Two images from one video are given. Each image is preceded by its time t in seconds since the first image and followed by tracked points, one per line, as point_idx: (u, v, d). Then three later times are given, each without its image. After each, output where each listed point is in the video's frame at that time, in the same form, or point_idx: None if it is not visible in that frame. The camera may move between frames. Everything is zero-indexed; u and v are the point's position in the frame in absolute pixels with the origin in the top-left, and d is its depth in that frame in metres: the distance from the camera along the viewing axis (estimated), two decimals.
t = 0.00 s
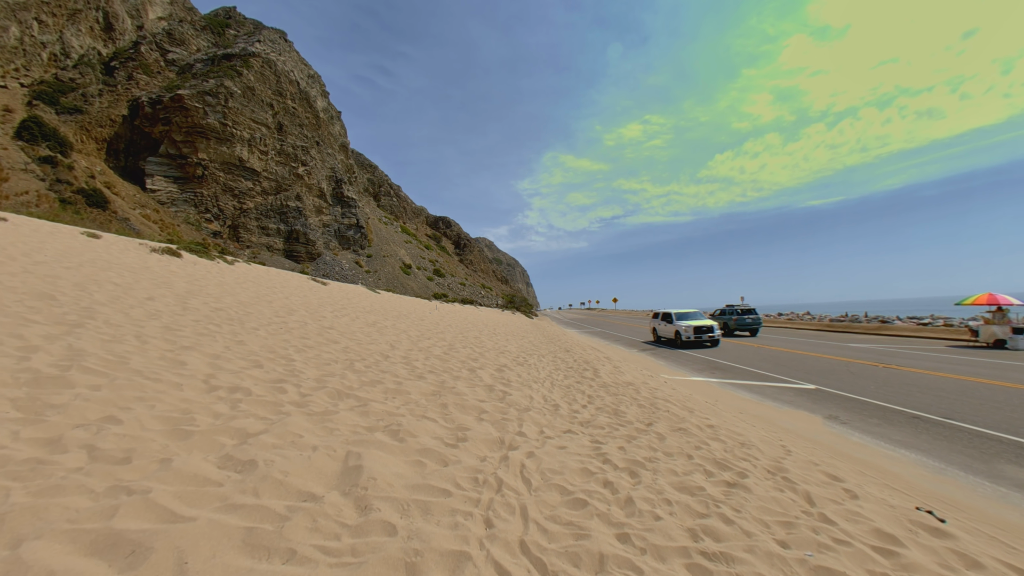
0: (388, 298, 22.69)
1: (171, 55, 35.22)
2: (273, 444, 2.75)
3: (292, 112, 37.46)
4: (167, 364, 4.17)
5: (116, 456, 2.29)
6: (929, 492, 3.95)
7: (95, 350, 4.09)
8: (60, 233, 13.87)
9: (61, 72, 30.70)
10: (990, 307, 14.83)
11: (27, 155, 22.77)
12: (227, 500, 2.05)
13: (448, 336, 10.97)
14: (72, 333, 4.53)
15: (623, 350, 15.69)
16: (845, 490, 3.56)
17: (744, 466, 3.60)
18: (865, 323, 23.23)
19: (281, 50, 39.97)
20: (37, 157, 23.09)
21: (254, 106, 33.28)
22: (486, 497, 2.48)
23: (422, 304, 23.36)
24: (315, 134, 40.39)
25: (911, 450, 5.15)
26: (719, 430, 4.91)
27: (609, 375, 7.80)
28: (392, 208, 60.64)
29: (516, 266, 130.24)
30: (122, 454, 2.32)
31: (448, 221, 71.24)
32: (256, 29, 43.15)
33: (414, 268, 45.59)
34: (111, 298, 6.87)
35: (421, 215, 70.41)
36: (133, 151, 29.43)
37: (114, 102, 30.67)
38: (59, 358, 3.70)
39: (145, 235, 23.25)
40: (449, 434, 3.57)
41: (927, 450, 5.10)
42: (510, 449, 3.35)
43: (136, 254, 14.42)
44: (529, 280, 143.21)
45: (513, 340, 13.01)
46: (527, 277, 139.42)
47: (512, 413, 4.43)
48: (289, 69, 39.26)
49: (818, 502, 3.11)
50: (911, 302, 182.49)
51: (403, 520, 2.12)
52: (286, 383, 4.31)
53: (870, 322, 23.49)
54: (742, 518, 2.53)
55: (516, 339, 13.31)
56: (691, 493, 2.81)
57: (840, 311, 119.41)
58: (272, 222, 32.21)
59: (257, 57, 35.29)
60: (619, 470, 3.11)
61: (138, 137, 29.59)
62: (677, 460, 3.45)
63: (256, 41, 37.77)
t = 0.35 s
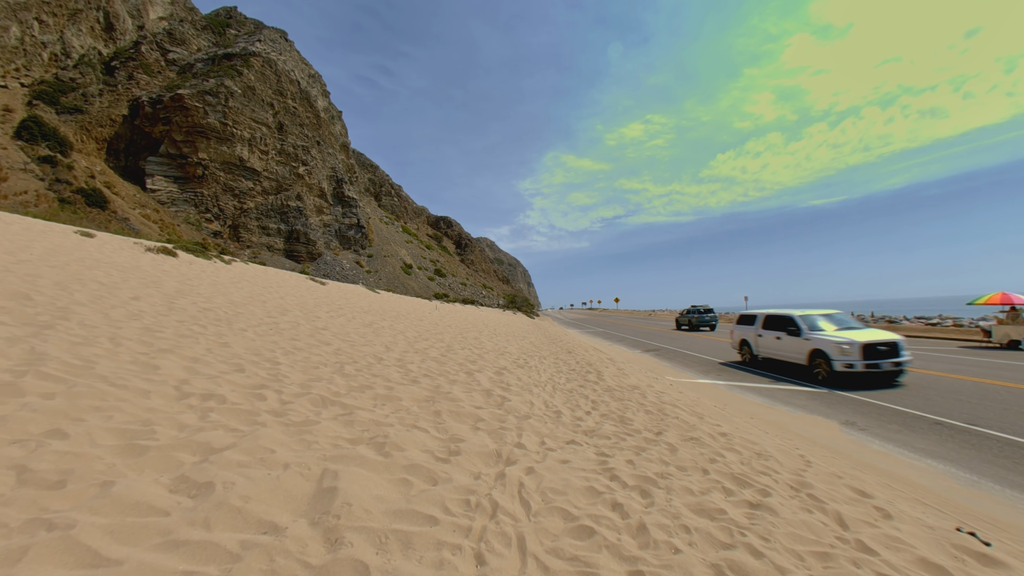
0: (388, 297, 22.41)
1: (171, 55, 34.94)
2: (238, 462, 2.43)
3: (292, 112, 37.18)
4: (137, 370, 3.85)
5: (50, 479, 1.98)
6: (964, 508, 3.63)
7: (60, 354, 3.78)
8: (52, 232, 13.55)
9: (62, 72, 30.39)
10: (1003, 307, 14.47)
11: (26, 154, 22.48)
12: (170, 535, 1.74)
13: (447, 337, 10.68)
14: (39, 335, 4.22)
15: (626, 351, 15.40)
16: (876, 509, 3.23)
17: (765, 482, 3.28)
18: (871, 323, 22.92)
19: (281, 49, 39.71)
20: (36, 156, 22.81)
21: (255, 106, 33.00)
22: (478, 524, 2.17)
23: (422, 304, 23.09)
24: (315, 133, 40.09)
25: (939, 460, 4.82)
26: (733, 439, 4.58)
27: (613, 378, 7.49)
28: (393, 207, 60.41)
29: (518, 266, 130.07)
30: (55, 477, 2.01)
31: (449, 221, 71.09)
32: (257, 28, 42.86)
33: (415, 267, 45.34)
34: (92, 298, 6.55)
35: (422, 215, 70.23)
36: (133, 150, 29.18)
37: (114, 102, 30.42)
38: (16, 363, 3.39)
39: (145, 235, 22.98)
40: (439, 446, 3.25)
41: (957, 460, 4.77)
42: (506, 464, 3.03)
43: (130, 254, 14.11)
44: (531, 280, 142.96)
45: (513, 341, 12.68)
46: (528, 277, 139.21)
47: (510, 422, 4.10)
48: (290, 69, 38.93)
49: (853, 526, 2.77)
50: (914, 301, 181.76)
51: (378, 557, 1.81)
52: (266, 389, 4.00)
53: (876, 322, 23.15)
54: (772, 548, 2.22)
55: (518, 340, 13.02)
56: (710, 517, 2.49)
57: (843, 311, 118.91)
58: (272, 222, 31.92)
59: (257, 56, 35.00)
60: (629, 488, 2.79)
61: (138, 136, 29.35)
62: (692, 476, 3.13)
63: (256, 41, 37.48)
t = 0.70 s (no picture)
0: (387, 297, 22.12)
1: (170, 54, 34.61)
2: (192, 487, 2.12)
3: (292, 111, 36.87)
4: (102, 376, 3.54)
5: None
6: (1003, 527, 3.33)
7: (17, 360, 3.45)
8: (42, 230, 13.20)
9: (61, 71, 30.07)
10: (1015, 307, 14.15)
11: (23, 153, 22.14)
12: None
13: (445, 339, 10.39)
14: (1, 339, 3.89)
15: (628, 352, 15.10)
16: (913, 532, 2.92)
17: (789, 502, 2.97)
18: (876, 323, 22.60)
19: (281, 48, 39.40)
20: (34, 155, 22.47)
21: (254, 105, 32.70)
22: (467, 564, 1.86)
23: (422, 304, 22.82)
24: (315, 133, 39.77)
25: (969, 471, 4.51)
26: (747, 450, 4.27)
27: (617, 382, 7.18)
28: (394, 207, 60.16)
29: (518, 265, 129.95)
30: None
31: (450, 221, 70.89)
32: (257, 27, 42.55)
33: (415, 267, 45.07)
34: (71, 298, 6.24)
35: (422, 215, 70.01)
36: (132, 149, 28.88)
37: (113, 101, 30.12)
38: None
39: (144, 234, 22.68)
40: (428, 463, 2.94)
41: (988, 471, 4.46)
42: (503, 484, 2.72)
43: (122, 252, 13.79)
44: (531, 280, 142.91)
45: (514, 342, 12.39)
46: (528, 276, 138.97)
47: (508, 433, 3.79)
48: (290, 68, 38.61)
49: (893, 555, 2.46)
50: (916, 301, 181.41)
51: None
52: (243, 397, 3.68)
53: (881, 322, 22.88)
54: None
55: (519, 341, 12.72)
56: (734, 550, 2.19)
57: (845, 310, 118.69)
58: (272, 221, 31.61)
59: (257, 55, 34.68)
60: (641, 513, 2.48)
61: (137, 135, 29.05)
62: (708, 497, 2.82)
63: (255, 40, 37.15)
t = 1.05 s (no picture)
0: (387, 297, 21.83)
1: (170, 53, 34.33)
2: (132, 520, 1.80)
3: (292, 110, 36.58)
4: (60, 384, 3.22)
5: None
6: None
7: None
8: (32, 229, 12.88)
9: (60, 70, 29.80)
10: None
11: (21, 152, 21.84)
12: None
13: (444, 340, 10.06)
14: None
15: (631, 354, 14.80)
16: (959, 561, 2.60)
17: (820, 528, 2.65)
18: (882, 324, 22.27)
19: (281, 47, 39.09)
20: (32, 154, 22.17)
21: (253, 104, 32.41)
22: None
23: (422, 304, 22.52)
24: (315, 132, 39.45)
25: (1004, 486, 4.18)
26: (764, 463, 3.96)
27: (622, 386, 6.86)
28: (394, 207, 59.90)
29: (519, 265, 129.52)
30: None
31: (450, 221, 70.69)
32: (257, 27, 42.21)
33: (416, 267, 44.76)
34: (47, 298, 5.91)
35: (422, 215, 69.79)
36: (131, 149, 28.62)
37: (112, 101, 29.84)
38: None
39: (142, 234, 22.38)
40: (416, 484, 2.62)
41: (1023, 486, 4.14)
42: (498, 509, 2.41)
43: (114, 251, 13.44)
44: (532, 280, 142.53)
45: (514, 343, 12.07)
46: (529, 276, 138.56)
47: (506, 445, 3.48)
48: (290, 68, 38.32)
49: None
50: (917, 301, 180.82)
51: None
52: (216, 407, 3.36)
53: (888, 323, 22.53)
54: None
55: (519, 343, 12.42)
56: None
57: (848, 310, 118.17)
58: (271, 221, 31.32)
59: (256, 54, 34.38)
60: (654, 546, 2.17)
61: (136, 135, 28.78)
62: (730, 522, 2.51)
63: (255, 39, 36.88)
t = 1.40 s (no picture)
0: (386, 297, 21.51)
1: (169, 52, 33.96)
2: (47, 559, 1.50)
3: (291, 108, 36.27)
4: (10, 389, 2.91)
5: None
6: None
7: None
8: (21, 225, 12.53)
9: (57, 68, 29.44)
10: None
11: (18, 150, 21.52)
12: None
13: (442, 341, 9.74)
14: None
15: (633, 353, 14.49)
16: None
17: (856, 552, 2.35)
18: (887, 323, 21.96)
19: (280, 45, 38.73)
20: (29, 153, 21.84)
21: (253, 102, 32.09)
22: None
23: (421, 303, 22.19)
24: (314, 131, 39.12)
25: None
26: (783, 473, 3.66)
27: (627, 388, 6.54)
28: (394, 206, 59.59)
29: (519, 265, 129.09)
30: None
31: (450, 220, 70.42)
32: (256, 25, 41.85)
33: (416, 267, 44.45)
34: (20, 295, 5.59)
35: (422, 214, 69.53)
36: (130, 147, 28.28)
37: (110, 99, 29.48)
38: None
39: (140, 233, 22.08)
40: (397, 502, 2.31)
41: None
42: (491, 534, 2.11)
43: (106, 249, 13.11)
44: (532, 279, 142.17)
45: (514, 343, 11.78)
46: (530, 275, 138.16)
47: (502, 455, 3.17)
48: (289, 66, 38.00)
49: None
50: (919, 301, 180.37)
51: None
52: (183, 413, 3.06)
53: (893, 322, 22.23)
54: None
55: (519, 343, 12.11)
56: None
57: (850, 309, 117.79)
58: (270, 220, 31.02)
59: (256, 52, 34.07)
60: None
61: (135, 134, 28.46)
62: (756, 548, 2.20)
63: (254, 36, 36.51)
